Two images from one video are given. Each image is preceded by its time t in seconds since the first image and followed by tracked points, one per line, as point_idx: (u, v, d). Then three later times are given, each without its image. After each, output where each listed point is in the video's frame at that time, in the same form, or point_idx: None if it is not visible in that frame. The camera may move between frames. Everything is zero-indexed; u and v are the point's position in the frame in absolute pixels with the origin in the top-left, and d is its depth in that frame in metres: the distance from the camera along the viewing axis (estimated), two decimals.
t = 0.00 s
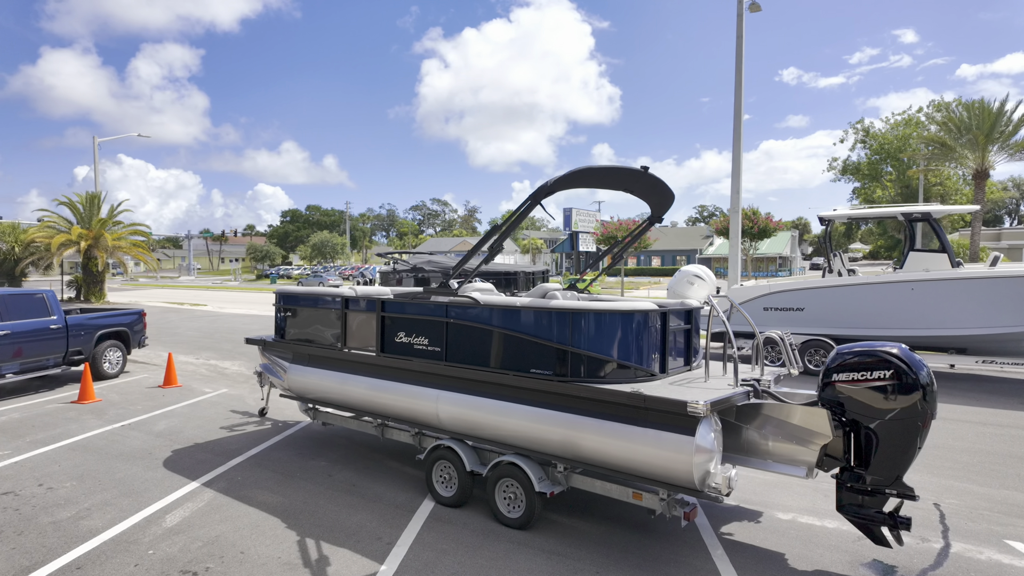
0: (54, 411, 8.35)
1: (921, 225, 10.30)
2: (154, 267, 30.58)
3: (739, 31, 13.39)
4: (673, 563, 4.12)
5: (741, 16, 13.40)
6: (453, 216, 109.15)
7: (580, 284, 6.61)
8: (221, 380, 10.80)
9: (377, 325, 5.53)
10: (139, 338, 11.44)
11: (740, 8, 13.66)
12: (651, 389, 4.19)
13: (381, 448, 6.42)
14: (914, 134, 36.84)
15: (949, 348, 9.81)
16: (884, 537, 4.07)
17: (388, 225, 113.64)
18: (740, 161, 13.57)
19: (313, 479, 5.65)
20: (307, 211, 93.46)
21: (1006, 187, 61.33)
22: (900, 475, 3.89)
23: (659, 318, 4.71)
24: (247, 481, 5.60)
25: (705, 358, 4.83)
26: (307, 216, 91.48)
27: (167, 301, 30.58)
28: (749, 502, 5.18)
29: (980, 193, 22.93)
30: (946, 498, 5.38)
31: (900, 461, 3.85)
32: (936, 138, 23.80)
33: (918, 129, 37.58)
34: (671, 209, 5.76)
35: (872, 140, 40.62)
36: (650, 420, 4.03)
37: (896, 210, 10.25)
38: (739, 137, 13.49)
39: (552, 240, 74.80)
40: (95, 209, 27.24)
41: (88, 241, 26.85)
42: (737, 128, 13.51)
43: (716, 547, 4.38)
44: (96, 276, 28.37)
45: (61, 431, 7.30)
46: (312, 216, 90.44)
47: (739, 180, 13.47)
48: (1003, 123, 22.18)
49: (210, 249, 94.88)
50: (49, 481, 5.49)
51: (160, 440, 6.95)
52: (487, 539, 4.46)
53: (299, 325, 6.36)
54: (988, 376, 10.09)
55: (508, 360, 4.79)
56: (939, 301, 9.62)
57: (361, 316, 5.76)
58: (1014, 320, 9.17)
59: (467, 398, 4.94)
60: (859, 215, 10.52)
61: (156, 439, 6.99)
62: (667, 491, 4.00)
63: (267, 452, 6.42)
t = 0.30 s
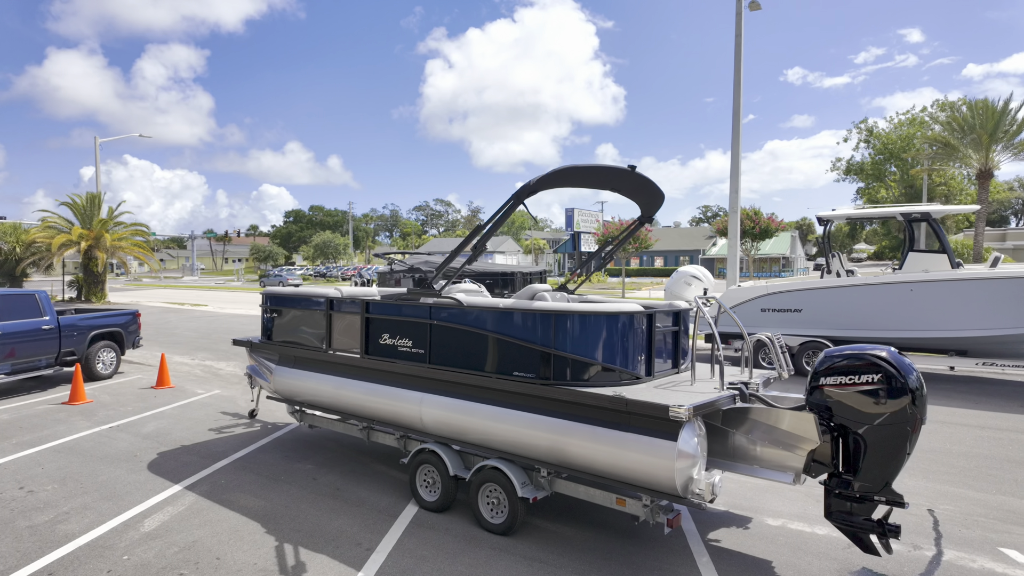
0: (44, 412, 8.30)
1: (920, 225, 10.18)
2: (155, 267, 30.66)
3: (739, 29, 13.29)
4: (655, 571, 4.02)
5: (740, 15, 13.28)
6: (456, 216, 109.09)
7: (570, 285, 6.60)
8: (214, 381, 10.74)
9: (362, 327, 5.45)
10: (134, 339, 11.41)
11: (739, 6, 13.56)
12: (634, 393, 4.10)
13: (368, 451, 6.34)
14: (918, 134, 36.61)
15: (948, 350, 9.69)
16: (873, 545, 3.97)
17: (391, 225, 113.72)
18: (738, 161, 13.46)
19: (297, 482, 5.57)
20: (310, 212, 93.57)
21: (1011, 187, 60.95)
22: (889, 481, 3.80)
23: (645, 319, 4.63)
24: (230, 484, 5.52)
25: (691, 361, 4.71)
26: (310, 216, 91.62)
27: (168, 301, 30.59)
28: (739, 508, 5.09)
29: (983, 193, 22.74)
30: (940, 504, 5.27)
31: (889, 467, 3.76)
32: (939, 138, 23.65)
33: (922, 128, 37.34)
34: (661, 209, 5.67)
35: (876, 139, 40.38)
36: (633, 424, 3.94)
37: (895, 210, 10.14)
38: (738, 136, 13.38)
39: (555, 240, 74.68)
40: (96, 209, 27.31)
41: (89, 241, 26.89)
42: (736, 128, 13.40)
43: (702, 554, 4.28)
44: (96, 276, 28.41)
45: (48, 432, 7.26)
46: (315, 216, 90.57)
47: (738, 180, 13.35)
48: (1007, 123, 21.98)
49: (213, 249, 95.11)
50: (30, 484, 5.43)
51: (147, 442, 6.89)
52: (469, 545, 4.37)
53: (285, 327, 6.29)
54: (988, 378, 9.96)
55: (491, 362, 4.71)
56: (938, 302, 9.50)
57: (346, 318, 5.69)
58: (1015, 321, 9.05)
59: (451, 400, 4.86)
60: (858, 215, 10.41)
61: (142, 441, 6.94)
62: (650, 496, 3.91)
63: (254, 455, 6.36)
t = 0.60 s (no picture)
0: (29, 414, 8.27)
1: (910, 226, 10.13)
2: (152, 269, 30.65)
3: (731, 30, 13.26)
4: None
5: (732, 15, 13.25)
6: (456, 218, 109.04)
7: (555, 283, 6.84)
8: (203, 383, 10.71)
9: (340, 329, 5.42)
10: (123, 340, 11.37)
11: (732, 7, 13.53)
12: (608, 396, 4.06)
13: (349, 454, 6.30)
14: (915, 135, 36.58)
15: (939, 352, 9.65)
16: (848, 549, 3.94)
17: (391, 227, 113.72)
18: (731, 162, 13.43)
19: (275, 486, 5.53)
20: (310, 213, 93.61)
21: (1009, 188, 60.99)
22: (864, 485, 3.76)
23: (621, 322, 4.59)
24: (208, 488, 5.49)
25: (668, 362, 4.69)
26: (310, 217, 91.65)
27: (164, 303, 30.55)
28: (719, 511, 5.05)
29: (980, 194, 22.71)
30: (922, 508, 5.24)
31: (863, 471, 3.72)
32: (936, 139, 23.63)
33: (920, 129, 37.30)
34: (643, 210, 5.63)
35: (874, 140, 40.36)
36: (605, 427, 3.90)
37: (885, 212, 10.10)
38: (731, 137, 13.35)
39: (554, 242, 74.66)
40: (92, 211, 27.33)
41: (85, 243, 26.88)
42: (728, 129, 13.36)
43: (677, 558, 4.24)
44: (93, 277, 28.41)
45: (30, 435, 7.22)
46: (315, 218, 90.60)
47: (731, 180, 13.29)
48: (1003, 123, 21.94)
49: (213, 250, 95.14)
50: (6, 487, 5.39)
51: (129, 445, 6.86)
52: (443, 550, 4.34)
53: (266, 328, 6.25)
54: (979, 380, 9.92)
55: (466, 365, 4.68)
56: (928, 304, 9.46)
57: (324, 320, 5.65)
58: (1005, 323, 9.02)
59: (427, 403, 4.82)
60: (848, 216, 10.37)
61: (124, 444, 6.90)
62: (623, 501, 3.85)
63: (235, 458, 6.32)
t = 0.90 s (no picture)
0: (16, 415, 8.27)
1: (899, 226, 10.12)
2: (148, 270, 30.63)
3: (723, 32, 13.27)
4: None
5: (724, 17, 13.27)
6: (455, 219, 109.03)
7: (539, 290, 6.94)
8: (193, 384, 10.71)
9: (320, 330, 5.42)
10: (114, 342, 11.37)
11: (724, 8, 13.54)
12: (581, 396, 4.06)
13: (332, 455, 6.30)
14: (912, 137, 36.61)
15: (928, 353, 9.65)
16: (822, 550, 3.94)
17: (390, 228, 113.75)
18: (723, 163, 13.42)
19: (256, 486, 5.53)
20: (309, 214, 93.64)
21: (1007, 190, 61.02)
22: (836, 486, 3.76)
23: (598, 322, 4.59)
24: (188, 488, 5.48)
25: (645, 363, 4.68)
26: (308, 219, 91.68)
27: (161, 304, 30.52)
28: (698, 512, 5.04)
29: (975, 195, 22.71)
30: (902, 508, 5.23)
31: (835, 471, 3.72)
32: (931, 141, 23.66)
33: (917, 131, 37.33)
34: (625, 211, 5.63)
35: (871, 142, 40.38)
36: (578, 428, 3.89)
37: (874, 213, 10.11)
38: (723, 138, 13.35)
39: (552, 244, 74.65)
40: (89, 213, 27.37)
41: (82, 245, 26.90)
42: (720, 130, 13.37)
43: (652, 559, 4.23)
44: (89, 279, 28.43)
45: (15, 436, 7.22)
46: (313, 219, 90.62)
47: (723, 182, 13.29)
48: (997, 125, 21.98)
49: (212, 252, 95.12)
50: None
51: (113, 446, 6.85)
52: (418, 551, 4.33)
53: (249, 329, 6.25)
54: (969, 381, 9.92)
55: (443, 365, 4.67)
56: (917, 305, 9.46)
57: (305, 321, 5.65)
58: (993, 324, 9.02)
59: (405, 404, 4.82)
60: (838, 217, 10.37)
61: (108, 445, 6.89)
62: (595, 501, 3.84)
63: (217, 459, 6.32)
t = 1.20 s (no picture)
0: (6, 416, 8.30)
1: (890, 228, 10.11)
2: (148, 271, 30.72)
3: (716, 33, 13.26)
4: None
5: (717, 18, 13.27)
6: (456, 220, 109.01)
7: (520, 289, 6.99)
8: (185, 385, 10.73)
9: (301, 331, 5.44)
10: (107, 343, 11.40)
11: (717, 9, 13.54)
12: (555, 397, 4.07)
13: (317, 456, 6.31)
14: (911, 138, 36.56)
15: (919, 354, 9.64)
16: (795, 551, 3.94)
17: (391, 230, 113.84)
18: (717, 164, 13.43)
19: (238, 487, 5.54)
20: (309, 215, 93.72)
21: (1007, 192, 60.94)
22: (808, 488, 3.76)
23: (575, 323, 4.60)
24: (171, 489, 5.50)
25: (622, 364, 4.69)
26: (309, 220, 91.78)
27: (160, 305, 30.56)
28: (678, 513, 5.05)
29: (972, 196, 22.67)
30: (882, 510, 5.23)
31: (806, 473, 3.72)
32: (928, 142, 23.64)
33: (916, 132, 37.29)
34: (607, 212, 5.64)
35: (871, 143, 40.34)
36: (550, 429, 3.90)
37: (864, 214, 10.11)
38: (716, 140, 13.35)
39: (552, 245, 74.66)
40: (87, 214, 27.46)
41: (80, 246, 26.97)
42: (713, 131, 13.37)
43: (628, 560, 4.24)
44: (87, 280, 28.50)
45: (3, 437, 7.25)
46: (314, 220, 90.72)
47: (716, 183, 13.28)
48: (994, 126, 21.95)
49: (213, 253, 95.24)
50: None
51: (100, 446, 6.87)
52: (394, 552, 4.34)
53: (234, 331, 6.28)
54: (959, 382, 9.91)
55: (420, 366, 4.68)
56: (907, 307, 9.43)
57: (287, 322, 5.67)
58: (982, 326, 9.01)
59: (383, 405, 4.83)
60: (829, 218, 10.38)
61: (95, 446, 6.92)
62: (568, 502, 3.84)
63: (202, 460, 6.34)
